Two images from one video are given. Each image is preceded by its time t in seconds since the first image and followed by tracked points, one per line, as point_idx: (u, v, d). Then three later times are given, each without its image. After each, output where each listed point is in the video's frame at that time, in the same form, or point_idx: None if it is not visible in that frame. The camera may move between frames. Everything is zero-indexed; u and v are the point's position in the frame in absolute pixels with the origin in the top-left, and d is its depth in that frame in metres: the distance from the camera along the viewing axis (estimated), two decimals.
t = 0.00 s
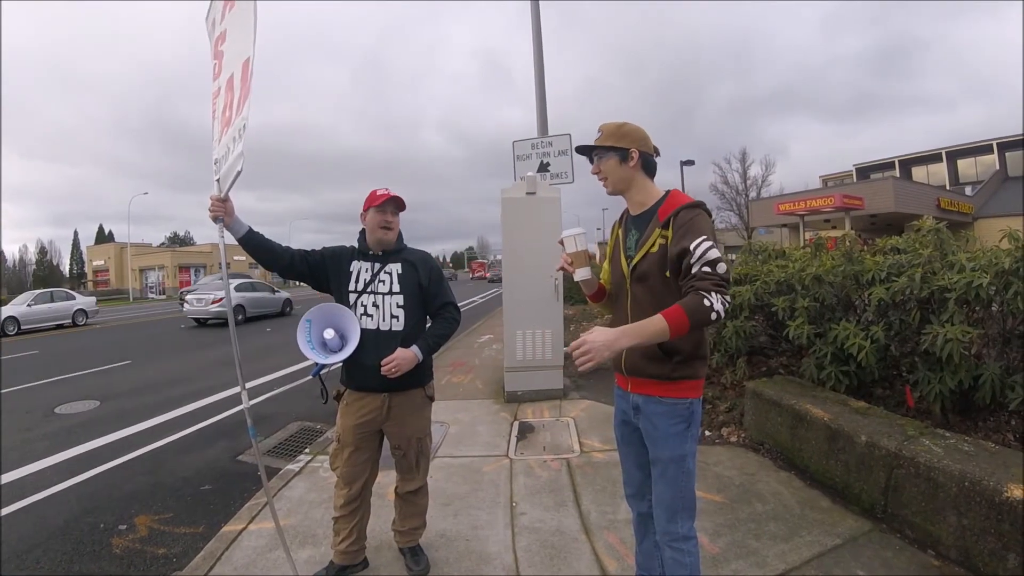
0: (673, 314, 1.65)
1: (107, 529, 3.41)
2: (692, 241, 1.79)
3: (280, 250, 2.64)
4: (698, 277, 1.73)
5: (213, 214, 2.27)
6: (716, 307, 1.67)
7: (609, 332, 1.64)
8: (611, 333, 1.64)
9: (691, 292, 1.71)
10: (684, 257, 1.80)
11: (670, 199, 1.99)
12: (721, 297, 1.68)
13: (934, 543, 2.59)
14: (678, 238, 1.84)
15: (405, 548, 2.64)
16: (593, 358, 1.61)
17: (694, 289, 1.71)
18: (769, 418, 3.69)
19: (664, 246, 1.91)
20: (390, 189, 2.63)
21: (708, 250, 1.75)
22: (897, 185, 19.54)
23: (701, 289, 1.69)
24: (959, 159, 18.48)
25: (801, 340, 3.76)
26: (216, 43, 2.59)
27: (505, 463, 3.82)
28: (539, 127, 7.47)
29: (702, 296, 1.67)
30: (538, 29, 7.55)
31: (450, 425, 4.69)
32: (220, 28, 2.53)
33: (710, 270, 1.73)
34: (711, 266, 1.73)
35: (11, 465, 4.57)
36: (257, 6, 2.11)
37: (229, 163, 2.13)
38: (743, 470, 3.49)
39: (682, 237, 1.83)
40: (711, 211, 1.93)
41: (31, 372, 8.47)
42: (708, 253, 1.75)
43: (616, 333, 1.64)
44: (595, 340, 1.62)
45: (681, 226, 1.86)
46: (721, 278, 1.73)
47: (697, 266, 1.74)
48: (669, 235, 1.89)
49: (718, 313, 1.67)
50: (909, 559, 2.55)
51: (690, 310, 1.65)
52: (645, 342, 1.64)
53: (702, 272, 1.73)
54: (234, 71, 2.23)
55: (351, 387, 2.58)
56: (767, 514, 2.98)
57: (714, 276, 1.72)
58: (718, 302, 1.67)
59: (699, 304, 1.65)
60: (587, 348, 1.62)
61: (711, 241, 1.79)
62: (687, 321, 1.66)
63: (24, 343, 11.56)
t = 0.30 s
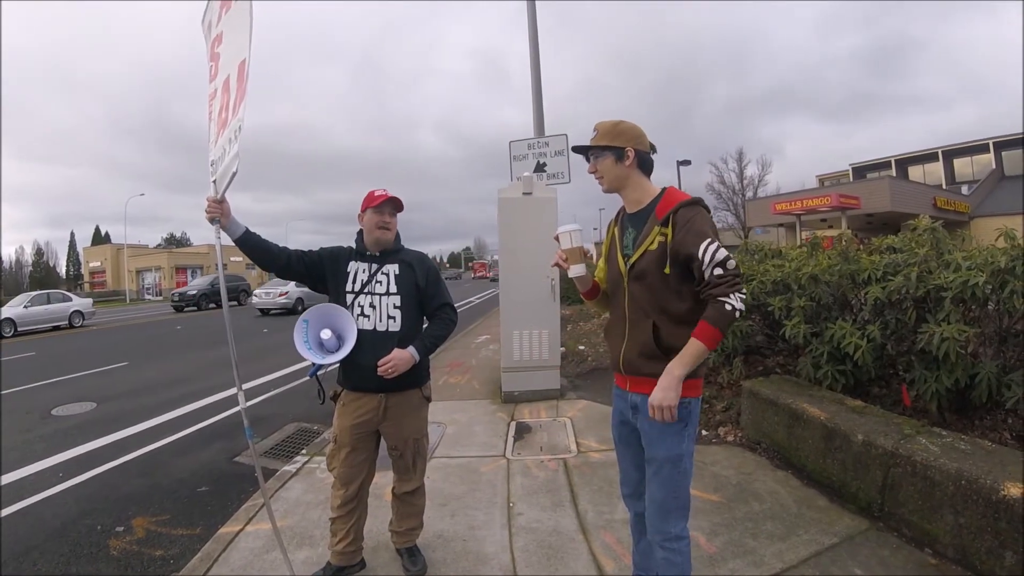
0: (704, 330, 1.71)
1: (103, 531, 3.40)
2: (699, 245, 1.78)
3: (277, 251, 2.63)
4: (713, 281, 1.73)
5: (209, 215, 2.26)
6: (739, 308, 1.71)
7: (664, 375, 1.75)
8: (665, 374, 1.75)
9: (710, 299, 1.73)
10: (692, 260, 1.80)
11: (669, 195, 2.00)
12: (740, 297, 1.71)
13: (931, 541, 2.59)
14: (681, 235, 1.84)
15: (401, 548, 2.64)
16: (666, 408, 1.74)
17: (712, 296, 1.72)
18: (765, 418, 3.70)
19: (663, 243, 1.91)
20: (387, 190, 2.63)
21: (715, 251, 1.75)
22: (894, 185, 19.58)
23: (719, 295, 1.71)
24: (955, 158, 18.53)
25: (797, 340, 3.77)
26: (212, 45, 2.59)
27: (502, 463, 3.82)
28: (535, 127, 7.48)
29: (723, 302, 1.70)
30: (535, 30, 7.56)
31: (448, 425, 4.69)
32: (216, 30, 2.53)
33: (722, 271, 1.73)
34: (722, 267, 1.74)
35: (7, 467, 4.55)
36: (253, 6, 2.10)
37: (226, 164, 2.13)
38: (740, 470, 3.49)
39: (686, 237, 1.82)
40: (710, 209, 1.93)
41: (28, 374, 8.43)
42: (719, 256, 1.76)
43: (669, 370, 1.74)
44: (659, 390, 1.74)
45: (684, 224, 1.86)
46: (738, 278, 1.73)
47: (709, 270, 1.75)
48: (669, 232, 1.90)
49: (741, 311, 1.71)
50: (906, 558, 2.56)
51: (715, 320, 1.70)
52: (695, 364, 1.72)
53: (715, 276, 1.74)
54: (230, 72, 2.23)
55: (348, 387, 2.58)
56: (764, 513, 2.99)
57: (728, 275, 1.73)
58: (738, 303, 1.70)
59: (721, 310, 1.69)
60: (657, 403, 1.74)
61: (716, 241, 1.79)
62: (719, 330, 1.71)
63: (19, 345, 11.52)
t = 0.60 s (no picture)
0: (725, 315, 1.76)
1: (103, 531, 3.40)
2: (720, 237, 1.81)
3: (276, 252, 2.63)
4: (737, 272, 1.77)
5: (209, 216, 2.27)
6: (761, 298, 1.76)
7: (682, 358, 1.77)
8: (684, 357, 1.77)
9: (733, 290, 1.77)
10: (712, 252, 1.83)
11: (679, 189, 1.99)
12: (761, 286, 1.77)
13: (930, 541, 2.60)
14: (698, 230, 1.85)
15: (401, 549, 2.63)
16: (685, 391, 1.75)
17: (736, 287, 1.76)
18: (765, 418, 3.70)
19: (676, 238, 1.90)
20: (386, 190, 2.63)
21: (736, 244, 1.79)
22: (894, 185, 19.60)
23: (743, 286, 1.75)
24: (954, 158, 18.57)
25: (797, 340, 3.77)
26: (210, 46, 2.59)
27: (502, 463, 3.82)
28: (535, 128, 7.48)
29: (748, 291, 1.74)
30: (534, 30, 7.56)
31: (447, 425, 4.69)
32: (215, 31, 2.53)
33: (744, 263, 1.78)
34: (744, 258, 1.78)
35: (7, 467, 4.55)
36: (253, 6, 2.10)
37: (225, 164, 2.13)
38: (740, 470, 3.49)
39: (705, 229, 1.84)
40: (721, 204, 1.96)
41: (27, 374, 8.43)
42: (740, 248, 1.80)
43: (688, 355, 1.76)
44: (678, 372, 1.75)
45: (699, 219, 1.87)
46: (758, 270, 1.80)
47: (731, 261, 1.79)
48: (682, 227, 1.89)
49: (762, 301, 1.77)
50: (906, 557, 2.56)
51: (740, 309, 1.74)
52: (715, 349, 1.76)
53: (737, 267, 1.78)
54: (230, 73, 2.23)
55: (348, 387, 2.58)
56: (763, 513, 2.99)
57: (749, 266, 1.78)
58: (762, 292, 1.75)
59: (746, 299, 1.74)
60: (677, 386, 1.74)
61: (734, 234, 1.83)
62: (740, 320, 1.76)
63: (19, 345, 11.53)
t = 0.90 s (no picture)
0: (739, 335, 1.71)
1: (106, 530, 3.41)
2: (732, 240, 1.77)
3: (279, 251, 2.63)
4: (748, 280, 1.73)
5: (212, 215, 2.27)
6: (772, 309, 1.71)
7: (692, 380, 1.76)
8: (694, 379, 1.76)
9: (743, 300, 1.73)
10: (724, 256, 1.79)
11: (695, 186, 1.96)
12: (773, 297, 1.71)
13: (933, 542, 2.59)
14: (710, 231, 1.82)
15: (404, 548, 2.64)
16: (689, 410, 1.78)
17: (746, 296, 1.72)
18: (767, 417, 3.70)
19: (689, 237, 1.88)
20: (384, 190, 2.63)
21: (748, 250, 1.74)
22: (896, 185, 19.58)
23: (754, 296, 1.71)
24: (957, 158, 18.52)
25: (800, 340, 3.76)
26: (213, 45, 2.59)
27: (504, 463, 3.82)
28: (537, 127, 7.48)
29: (758, 302, 1.70)
30: (537, 30, 7.56)
31: (449, 425, 4.70)
32: (218, 30, 2.53)
33: (756, 270, 1.73)
34: (756, 265, 1.73)
35: (10, 466, 4.57)
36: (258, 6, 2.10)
37: (229, 164, 2.13)
38: (742, 469, 3.49)
39: (718, 231, 1.81)
40: (738, 203, 1.92)
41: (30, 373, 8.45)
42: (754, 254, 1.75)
43: (698, 377, 1.75)
44: (686, 394, 1.76)
45: (712, 218, 1.83)
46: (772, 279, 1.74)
47: (742, 268, 1.75)
48: (696, 227, 1.87)
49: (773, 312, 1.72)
50: (908, 558, 2.55)
51: (750, 322, 1.70)
52: (726, 372, 1.73)
53: (749, 275, 1.73)
54: (234, 72, 2.23)
55: (351, 388, 2.57)
56: (766, 513, 2.99)
57: (761, 274, 1.73)
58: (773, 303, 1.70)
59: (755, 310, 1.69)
60: (683, 405, 1.77)
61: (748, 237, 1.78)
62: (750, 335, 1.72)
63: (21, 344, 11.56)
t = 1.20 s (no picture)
0: (720, 348, 1.69)
1: (106, 530, 3.41)
2: (724, 243, 1.74)
3: (278, 251, 2.63)
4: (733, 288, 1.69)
5: (212, 215, 2.27)
6: (755, 320, 1.66)
7: (678, 396, 1.78)
8: (680, 395, 1.77)
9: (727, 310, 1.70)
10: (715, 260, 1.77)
11: (696, 183, 1.94)
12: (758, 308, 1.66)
13: (934, 541, 2.59)
14: (705, 231, 1.81)
15: (404, 548, 2.63)
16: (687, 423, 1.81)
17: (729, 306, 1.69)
18: (767, 417, 3.70)
19: (687, 237, 1.88)
20: (382, 189, 2.63)
21: (739, 254, 1.71)
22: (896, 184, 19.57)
23: (737, 305, 1.67)
24: (957, 157, 18.50)
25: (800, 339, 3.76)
26: (213, 44, 2.58)
27: (504, 462, 3.81)
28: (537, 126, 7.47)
29: (739, 313, 1.66)
30: (537, 29, 7.55)
31: (450, 425, 4.69)
32: (217, 29, 2.52)
33: (743, 277, 1.69)
34: (743, 272, 1.69)
35: (10, 466, 4.57)
36: (257, 5, 2.10)
37: (229, 164, 2.13)
38: (742, 469, 3.49)
39: (712, 232, 1.78)
40: (742, 203, 1.87)
41: (30, 373, 8.44)
42: (744, 259, 1.71)
43: (683, 393, 1.76)
44: (675, 411, 1.78)
45: (708, 218, 1.81)
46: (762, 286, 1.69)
47: (731, 274, 1.72)
48: (694, 226, 1.86)
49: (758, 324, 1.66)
50: (908, 558, 2.55)
51: (729, 336, 1.67)
52: (710, 384, 1.72)
53: (736, 282, 1.69)
54: (234, 72, 2.23)
55: (351, 388, 2.57)
56: (767, 513, 2.98)
57: (748, 281, 1.68)
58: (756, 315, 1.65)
59: (735, 321, 1.66)
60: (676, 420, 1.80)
61: (743, 240, 1.74)
62: (735, 345, 1.68)
63: (21, 344, 11.56)
